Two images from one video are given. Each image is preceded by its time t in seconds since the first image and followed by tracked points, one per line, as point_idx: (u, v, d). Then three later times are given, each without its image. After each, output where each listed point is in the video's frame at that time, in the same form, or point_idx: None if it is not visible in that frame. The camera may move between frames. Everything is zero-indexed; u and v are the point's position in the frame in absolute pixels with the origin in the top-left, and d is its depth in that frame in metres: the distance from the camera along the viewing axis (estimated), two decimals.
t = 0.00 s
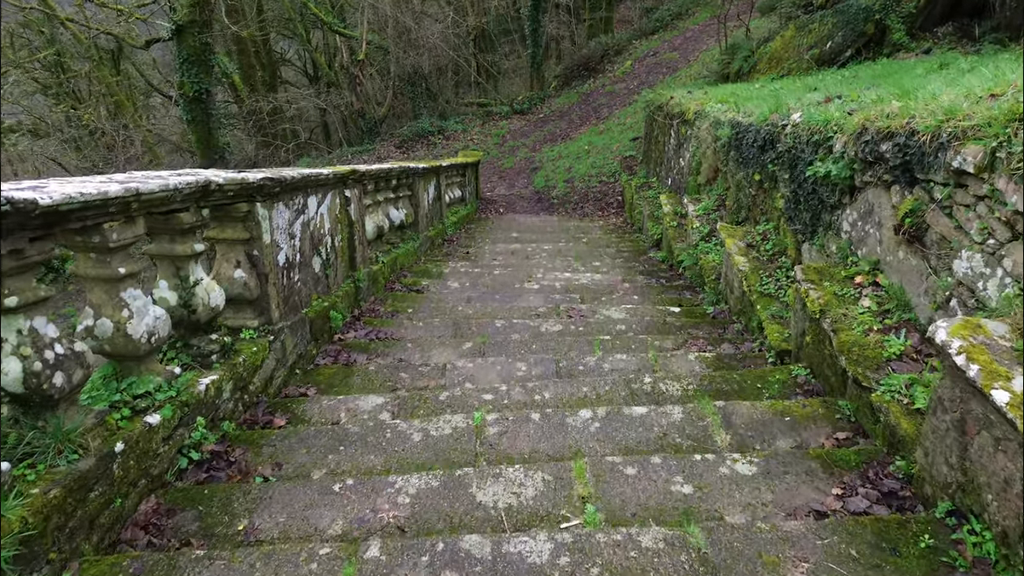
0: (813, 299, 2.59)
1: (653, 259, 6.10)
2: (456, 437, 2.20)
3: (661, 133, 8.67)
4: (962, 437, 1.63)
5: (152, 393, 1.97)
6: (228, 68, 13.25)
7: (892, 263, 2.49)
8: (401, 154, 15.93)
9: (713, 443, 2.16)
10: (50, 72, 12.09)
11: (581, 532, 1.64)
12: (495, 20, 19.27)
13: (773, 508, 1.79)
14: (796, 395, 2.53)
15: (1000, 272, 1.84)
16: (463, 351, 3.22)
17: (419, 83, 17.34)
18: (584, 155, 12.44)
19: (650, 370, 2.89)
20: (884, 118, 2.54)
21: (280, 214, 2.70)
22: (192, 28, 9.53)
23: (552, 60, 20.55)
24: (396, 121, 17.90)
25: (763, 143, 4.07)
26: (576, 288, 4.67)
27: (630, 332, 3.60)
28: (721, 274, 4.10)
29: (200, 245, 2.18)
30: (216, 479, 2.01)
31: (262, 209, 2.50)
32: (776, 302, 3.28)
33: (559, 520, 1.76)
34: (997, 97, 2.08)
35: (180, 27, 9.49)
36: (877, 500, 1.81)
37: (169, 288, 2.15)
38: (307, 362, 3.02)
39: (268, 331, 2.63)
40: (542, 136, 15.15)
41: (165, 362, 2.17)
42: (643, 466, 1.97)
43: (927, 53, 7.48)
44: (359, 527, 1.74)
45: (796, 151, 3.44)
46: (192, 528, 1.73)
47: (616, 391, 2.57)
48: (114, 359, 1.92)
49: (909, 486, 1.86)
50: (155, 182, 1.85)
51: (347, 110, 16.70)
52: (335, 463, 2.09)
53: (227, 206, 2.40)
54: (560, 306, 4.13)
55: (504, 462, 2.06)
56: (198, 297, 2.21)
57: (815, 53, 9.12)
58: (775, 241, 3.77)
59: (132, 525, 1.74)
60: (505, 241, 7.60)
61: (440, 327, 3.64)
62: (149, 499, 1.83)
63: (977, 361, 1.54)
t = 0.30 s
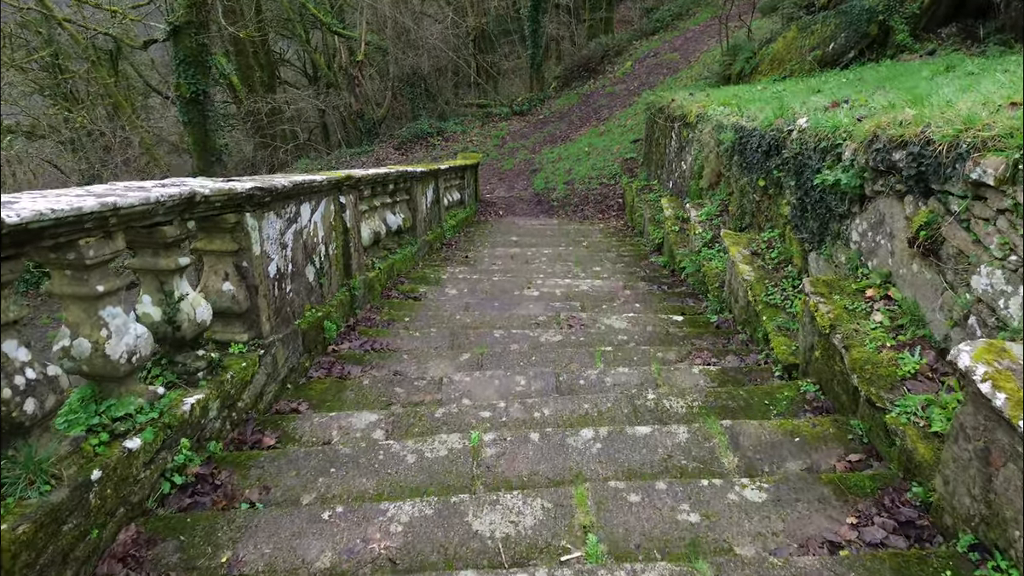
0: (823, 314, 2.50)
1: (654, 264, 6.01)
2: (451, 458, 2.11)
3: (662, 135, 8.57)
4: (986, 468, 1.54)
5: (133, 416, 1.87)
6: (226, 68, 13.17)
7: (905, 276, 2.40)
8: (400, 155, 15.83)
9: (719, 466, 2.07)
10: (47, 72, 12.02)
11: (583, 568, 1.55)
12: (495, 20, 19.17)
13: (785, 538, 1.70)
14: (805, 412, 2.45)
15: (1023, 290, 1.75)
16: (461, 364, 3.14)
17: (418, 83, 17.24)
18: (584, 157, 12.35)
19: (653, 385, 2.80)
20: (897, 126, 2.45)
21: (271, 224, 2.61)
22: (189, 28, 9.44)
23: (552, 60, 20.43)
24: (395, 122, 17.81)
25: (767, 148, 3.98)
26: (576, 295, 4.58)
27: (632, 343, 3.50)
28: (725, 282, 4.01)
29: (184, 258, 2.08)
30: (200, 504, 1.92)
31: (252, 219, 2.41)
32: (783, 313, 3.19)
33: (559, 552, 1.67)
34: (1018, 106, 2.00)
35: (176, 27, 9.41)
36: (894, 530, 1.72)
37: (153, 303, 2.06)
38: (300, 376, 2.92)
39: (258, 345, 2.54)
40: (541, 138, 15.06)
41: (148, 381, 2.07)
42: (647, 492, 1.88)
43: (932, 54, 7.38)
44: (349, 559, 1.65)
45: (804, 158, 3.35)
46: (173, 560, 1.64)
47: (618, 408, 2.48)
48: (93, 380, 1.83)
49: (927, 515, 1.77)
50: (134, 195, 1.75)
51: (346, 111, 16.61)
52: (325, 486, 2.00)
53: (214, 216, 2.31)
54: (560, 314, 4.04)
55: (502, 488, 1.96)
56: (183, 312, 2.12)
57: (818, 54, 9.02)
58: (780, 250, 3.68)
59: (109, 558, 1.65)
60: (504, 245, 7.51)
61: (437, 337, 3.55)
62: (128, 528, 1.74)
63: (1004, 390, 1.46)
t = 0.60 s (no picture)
0: (834, 329, 2.41)
1: (655, 269, 5.92)
2: (446, 483, 2.01)
3: (663, 137, 8.48)
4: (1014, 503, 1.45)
5: (111, 440, 1.78)
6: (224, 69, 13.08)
7: (920, 290, 2.32)
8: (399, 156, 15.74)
9: (727, 491, 1.98)
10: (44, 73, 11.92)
11: None
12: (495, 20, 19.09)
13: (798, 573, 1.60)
14: (815, 432, 2.36)
15: None
16: (457, 377, 3.04)
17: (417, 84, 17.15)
18: (584, 158, 12.27)
19: (657, 400, 2.71)
20: (912, 134, 2.36)
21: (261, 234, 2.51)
22: (185, 29, 9.35)
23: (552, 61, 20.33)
24: (394, 123, 17.71)
25: (772, 153, 3.89)
26: (576, 302, 4.49)
27: (634, 354, 3.41)
28: (729, 290, 3.92)
29: (167, 272, 1.98)
30: (183, 532, 1.82)
31: (240, 230, 2.31)
32: (790, 325, 3.11)
33: None
34: None
35: (172, 28, 9.33)
36: (914, 563, 1.63)
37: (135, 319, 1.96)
38: (291, 390, 2.83)
39: (247, 359, 2.44)
40: (541, 139, 14.96)
41: (128, 401, 1.98)
42: (652, 521, 1.79)
43: (936, 56, 7.29)
44: None
45: (811, 164, 3.26)
46: None
47: (620, 427, 2.39)
48: (69, 403, 1.73)
49: (948, 547, 1.68)
50: (111, 209, 1.66)
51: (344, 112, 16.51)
52: (314, 513, 1.90)
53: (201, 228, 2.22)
54: (560, 323, 3.95)
55: (499, 515, 1.87)
56: (166, 329, 2.01)
57: (821, 55, 8.94)
58: (786, 258, 3.60)
59: None
60: (503, 249, 7.42)
61: (433, 347, 3.45)
62: (104, 561, 1.64)
63: None
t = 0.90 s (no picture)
0: (845, 345, 2.33)
1: (656, 274, 5.82)
2: (441, 508, 1.92)
3: (664, 140, 8.40)
4: None
5: (86, 467, 1.67)
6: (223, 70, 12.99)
7: (935, 305, 2.23)
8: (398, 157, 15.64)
9: (735, 518, 1.89)
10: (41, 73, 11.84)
11: None
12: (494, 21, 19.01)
13: None
14: (827, 452, 2.27)
15: None
16: (455, 390, 2.94)
17: (416, 85, 17.06)
18: (585, 160, 12.18)
19: (660, 417, 2.61)
20: (927, 142, 2.28)
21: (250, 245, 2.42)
22: (182, 30, 9.27)
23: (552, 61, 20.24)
24: (394, 124, 17.61)
25: (778, 159, 3.79)
26: (577, 310, 4.40)
27: (636, 366, 3.32)
28: (733, 299, 3.83)
29: (149, 287, 1.88)
30: (164, 561, 1.71)
31: (227, 241, 2.21)
32: (798, 337, 3.02)
33: None
34: None
35: (169, 28, 9.25)
36: None
37: (113, 337, 1.85)
38: (282, 405, 2.73)
39: (236, 374, 2.35)
40: (541, 140, 14.88)
41: (107, 423, 1.87)
42: (658, 553, 1.69)
43: (940, 57, 7.20)
44: None
45: (818, 171, 3.17)
46: None
47: (623, 446, 2.30)
48: (42, 429, 1.61)
49: None
50: (86, 224, 1.56)
51: (343, 112, 16.42)
52: (302, 541, 1.80)
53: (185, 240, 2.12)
54: (559, 332, 3.85)
55: (496, 545, 1.78)
56: (147, 347, 1.90)
57: (823, 57, 8.85)
58: (793, 267, 3.50)
59: None
60: (502, 252, 7.33)
61: (430, 358, 3.35)
62: None
63: None
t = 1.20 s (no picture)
0: (863, 364, 2.23)
1: (662, 280, 5.72)
2: (438, 537, 1.82)
3: (670, 142, 8.29)
4: None
5: (64, 495, 1.58)
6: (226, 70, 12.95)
7: (958, 323, 2.13)
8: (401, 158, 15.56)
9: (748, 549, 1.79)
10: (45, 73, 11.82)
11: None
12: (499, 21, 18.94)
13: None
14: (843, 476, 2.18)
15: None
16: (455, 404, 2.86)
17: (420, 86, 16.99)
18: (589, 162, 12.08)
19: (668, 435, 2.52)
20: (951, 153, 2.18)
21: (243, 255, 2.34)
22: (183, 30, 9.22)
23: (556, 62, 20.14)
24: (397, 125, 17.54)
25: (788, 165, 3.69)
26: (581, 318, 4.31)
27: (642, 378, 3.22)
28: (742, 309, 3.73)
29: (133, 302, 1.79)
30: None
31: (217, 253, 2.12)
32: (811, 351, 2.92)
33: None
34: None
35: (170, 29, 9.18)
36: None
37: (95, 355, 1.77)
38: (276, 420, 2.64)
39: (228, 391, 2.26)
40: (545, 142, 14.78)
41: (89, 444, 1.78)
42: None
43: (951, 59, 7.07)
44: None
45: (831, 178, 3.07)
46: None
47: (629, 468, 2.21)
48: (17, 455, 1.52)
49: None
50: (62, 240, 1.46)
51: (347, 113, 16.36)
52: (292, 571, 1.70)
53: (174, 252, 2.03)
54: (563, 342, 3.76)
55: None
56: (131, 365, 1.81)
57: (831, 58, 8.72)
58: (804, 276, 3.41)
59: None
60: (505, 256, 7.23)
61: (430, 370, 3.26)
62: None
63: None
